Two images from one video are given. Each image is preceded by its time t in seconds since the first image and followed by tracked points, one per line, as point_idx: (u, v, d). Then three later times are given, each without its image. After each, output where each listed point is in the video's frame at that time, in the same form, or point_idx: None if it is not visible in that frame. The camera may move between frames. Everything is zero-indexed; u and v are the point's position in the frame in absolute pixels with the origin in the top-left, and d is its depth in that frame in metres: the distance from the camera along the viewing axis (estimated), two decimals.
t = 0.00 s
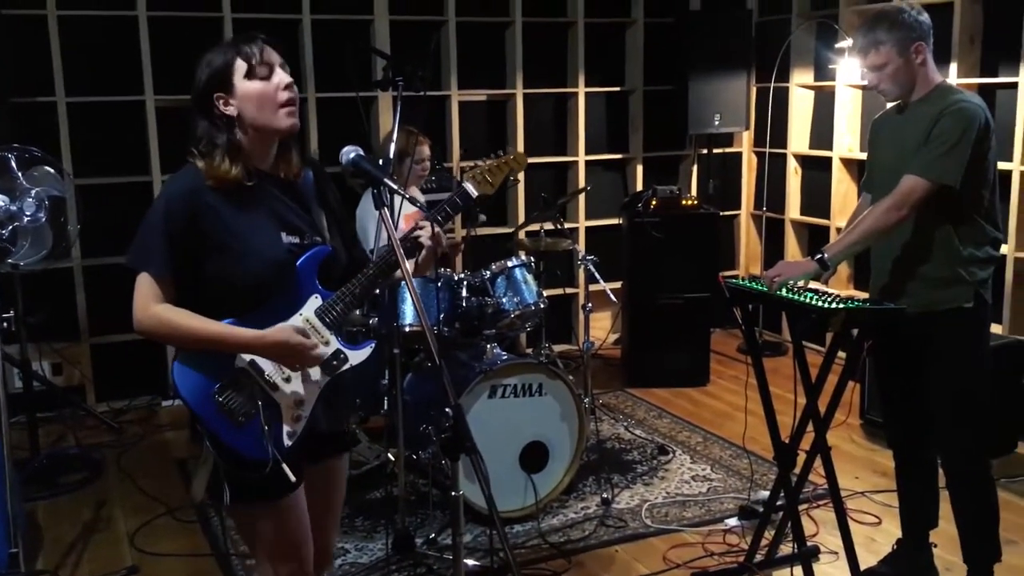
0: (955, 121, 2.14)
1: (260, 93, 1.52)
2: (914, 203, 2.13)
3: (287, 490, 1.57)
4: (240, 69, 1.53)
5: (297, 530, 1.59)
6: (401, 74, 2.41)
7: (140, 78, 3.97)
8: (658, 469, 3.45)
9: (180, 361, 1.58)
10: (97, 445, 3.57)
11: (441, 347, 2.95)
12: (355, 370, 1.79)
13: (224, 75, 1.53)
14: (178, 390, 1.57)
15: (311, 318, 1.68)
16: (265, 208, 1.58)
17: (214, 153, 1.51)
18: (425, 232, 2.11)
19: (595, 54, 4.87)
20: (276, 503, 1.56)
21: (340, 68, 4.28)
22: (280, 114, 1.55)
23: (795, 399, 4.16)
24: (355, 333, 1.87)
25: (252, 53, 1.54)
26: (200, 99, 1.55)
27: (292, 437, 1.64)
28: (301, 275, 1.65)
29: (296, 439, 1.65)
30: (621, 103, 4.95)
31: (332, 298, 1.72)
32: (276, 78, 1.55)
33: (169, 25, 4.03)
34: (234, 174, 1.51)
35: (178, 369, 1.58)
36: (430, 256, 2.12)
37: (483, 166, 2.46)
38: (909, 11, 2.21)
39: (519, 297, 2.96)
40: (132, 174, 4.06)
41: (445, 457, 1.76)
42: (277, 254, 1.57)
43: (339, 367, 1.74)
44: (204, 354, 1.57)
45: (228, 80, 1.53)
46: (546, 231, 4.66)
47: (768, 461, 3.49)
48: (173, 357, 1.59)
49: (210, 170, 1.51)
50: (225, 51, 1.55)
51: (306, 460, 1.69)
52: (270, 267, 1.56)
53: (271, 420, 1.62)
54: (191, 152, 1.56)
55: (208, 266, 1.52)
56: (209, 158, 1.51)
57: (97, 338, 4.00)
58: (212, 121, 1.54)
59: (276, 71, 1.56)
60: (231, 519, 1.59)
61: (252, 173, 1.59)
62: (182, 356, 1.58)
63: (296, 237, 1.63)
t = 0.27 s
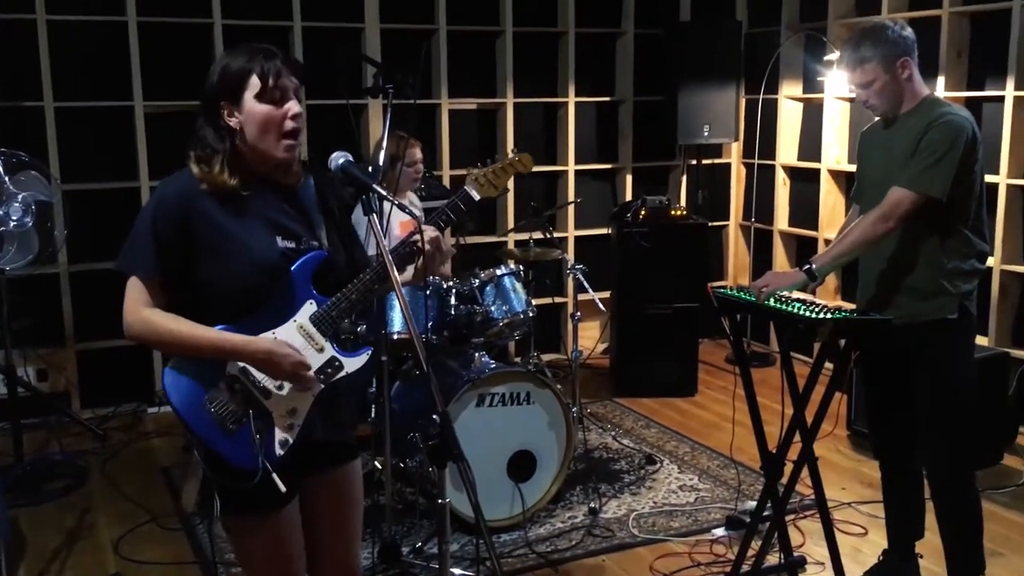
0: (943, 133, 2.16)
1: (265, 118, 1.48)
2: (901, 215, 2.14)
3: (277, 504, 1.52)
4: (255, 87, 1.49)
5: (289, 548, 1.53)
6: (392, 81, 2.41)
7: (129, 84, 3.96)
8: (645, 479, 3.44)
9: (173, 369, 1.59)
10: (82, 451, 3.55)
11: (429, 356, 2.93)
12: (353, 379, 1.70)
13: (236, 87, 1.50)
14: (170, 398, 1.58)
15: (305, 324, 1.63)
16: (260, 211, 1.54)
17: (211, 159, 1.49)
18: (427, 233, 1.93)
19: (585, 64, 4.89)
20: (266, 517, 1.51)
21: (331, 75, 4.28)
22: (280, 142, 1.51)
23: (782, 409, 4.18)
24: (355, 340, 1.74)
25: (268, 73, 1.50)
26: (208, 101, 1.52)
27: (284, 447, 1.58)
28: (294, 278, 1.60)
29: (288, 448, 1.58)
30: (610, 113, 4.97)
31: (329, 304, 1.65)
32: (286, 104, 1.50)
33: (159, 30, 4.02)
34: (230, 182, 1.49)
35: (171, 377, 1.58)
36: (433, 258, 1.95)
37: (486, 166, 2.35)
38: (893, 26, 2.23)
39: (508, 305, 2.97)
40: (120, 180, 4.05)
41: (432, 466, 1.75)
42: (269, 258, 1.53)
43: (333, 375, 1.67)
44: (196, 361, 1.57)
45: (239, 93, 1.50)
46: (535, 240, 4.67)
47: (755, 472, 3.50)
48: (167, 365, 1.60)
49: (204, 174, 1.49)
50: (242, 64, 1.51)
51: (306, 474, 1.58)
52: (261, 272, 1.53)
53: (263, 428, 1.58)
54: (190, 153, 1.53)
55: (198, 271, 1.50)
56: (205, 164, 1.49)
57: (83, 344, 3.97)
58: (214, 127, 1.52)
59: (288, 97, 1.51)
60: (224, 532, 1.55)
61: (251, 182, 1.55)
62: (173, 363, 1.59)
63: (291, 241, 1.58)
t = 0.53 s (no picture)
0: (931, 140, 2.17)
1: (270, 128, 1.48)
2: (890, 221, 2.15)
3: (274, 504, 1.51)
4: (260, 94, 1.47)
5: (282, 549, 1.52)
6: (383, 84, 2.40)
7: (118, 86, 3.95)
8: (634, 485, 3.44)
9: (170, 369, 1.57)
10: (68, 455, 3.52)
11: (420, 361, 2.92)
12: (352, 372, 1.70)
13: (240, 91, 1.48)
14: (167, 398, 1.56)
15: (303, 318, 1.62)
16: (257, 204, 1.54)
17: (209, 157, 1.49)
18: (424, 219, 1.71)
19: (577, 70, 4.90)
20: (261, 517, 1.50)
21: (322, 78, 4.28)
22: (287, 146, 1.52)
23: (771, 416, 4.18)
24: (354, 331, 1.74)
25: (273, 78, 1.48)
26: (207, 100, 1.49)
27: (284, 443, 1.57)
28: (292, 272, 1.59)
29: (288, 445, 1.57)
30: (602, 120, 4.98)
31: (327, 297, 1.64)
32: (291, 113, 1.49)
33: (150, 32, 4.01)
34: (229, 183, 1.49)
35: (168, 376, 1.57)
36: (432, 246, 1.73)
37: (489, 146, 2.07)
38: (882, 35, 2.24)
39: (497, 311, 2.96)
40: (109, 182, 4.02)
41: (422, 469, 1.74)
42: (266, 249, 1.52)
43: (332, 369, 1.67)
44: (192, 359, 1.56)
45: (243, 97, 1.47)
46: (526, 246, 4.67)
47: (744, 479, 3.50)
48: (164, 365, 1.58)
49: (200, 171, 1.49)
50: (248, 66, 1.48)
51: (302, 474, 1.57)
52: (257, 267, 1.52)
53: (262, 426, 1.57)
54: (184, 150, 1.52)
55: (194, 267, 1.48)
56: (202, 161, 1.49)
57: (69, 347, 3.95)
58: (213, 129, 1.50)
59: (293, 105, 1.49)
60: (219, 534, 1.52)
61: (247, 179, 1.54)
62: (170, 363, 1.57)
63: (289, 231, 1.57)
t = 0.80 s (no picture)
0: (924, 140, 2.17)
1: (266, 133, 1.46)
2: (881, 220, 2.15)
3: (267, 504, 1.50)
4: (258, 98, 1.45)
5: (273, 549, 1.52)
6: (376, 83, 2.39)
7: (110, 86, 3.93)
8: (627, 486, 3.44)
9: (164, 370, 1.57)
10: (58, 456, 3.51)
11: (412, 361, 2.92)
12: (346, 374, 1.67)
13: (238, 95, 1.45)
14: (161, 399, 1.56)
15: (296, 319, 1.61)
16: (250, 207, 1.52)
17: (202, 159, 1.48)
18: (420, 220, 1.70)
19: (570, 71, 4.90)
20: (253, 517, 1.49)
21: (314, 79, 4.27)
22: (282, 150, 1.50)
23: (764, 417, 4.19)
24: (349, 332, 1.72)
25: (272, 82, 1.46)
26: (201, 101, 1.48)
27: (277, 445, 1.54)
28: (285, 273, 1.58)
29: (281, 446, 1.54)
30: (595, 120, 4.97)
31: (320, 297, 1.63)
32: (288, 117, 1.47)
33: (142, 32, 3.99)
34: (224, 188, 1.48)
35: (161, 378, 1.57)
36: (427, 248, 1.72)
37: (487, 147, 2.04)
38: (878, 34, 2.24)
39: (490, 311, 2.97)
40: (100, 181, 4.01)
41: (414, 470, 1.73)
42: (257, 252, 1.50)
43: (326, 371, 1.64)
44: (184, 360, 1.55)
45: (240, 101, 1.45)
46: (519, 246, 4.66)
47: (737, 479, 3.50)
48: (158, 366, 1.58)
49: (192, 172, 1.47)
50: (247, 69, 1.46)
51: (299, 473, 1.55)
52: (249, 268, 1.51)
53: (255, 428, 1.56)
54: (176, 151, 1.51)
55: (184, 270, 1.48)
56: (195, 165, 1.48)
57: (61, 348, 3.93)
58: (209, 131, 1.48)
59: (291, 107, 1.47)
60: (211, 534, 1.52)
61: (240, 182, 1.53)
62: (164, 364, 1.57)
63: (282, 233, 1.55)
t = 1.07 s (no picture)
0: (920, 137, 2.18)
1: (269, 140, 1.45)
2: (876, 216, 2.16)
3: (261, 506, 1.50)
4: (263, 105, 1.44)
5: (270, 549, 1.52)
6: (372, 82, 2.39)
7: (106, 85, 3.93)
8: (624, 485, 3.44)
9: (157, 374, 1.56)
10: (55, 456, 3.50)
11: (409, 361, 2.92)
12: (341, 379, 1.68)
13: (243, 100, 1.44)
14: (154, 403, 1.56)
15: (291, 324, 1.61)
16: (246, 212, 1.52)
17: (202, 163, 1.47)
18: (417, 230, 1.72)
19: (567, 70, 4.90)
20: (250, 517, 1.49)
21: (311, 78, 4.26)
22: (282, 159, 1.49)
23: (761, 415, 4.19)
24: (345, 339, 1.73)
25: (277, 88, 1.46)
26: (203, 105, 1.46)
27: (270, 449, 1.55)
28: (281, 278, 1.58)
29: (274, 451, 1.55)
30: (592, 119, 4.98)
31: (316, 302, 1.64)
32: (291, 124, 1.47)
33: (138, 31, 3.99)
34: (224, 193, 1.47)
35: (154, 382, 1.56)
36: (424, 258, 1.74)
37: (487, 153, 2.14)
38: (877, 33, 2.24)
39: (487, 310, 2.94)
40: (96, 181, 4.00)
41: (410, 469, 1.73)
42: (252, 257, 1.51)
43: (320, 376, 1.64)
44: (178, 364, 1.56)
45: (244, 107, 1.44)
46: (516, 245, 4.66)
47: (734, 478, 3.50)
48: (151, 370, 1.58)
49: (190, 175, 1.47)
50: (252, 75, 1.45)
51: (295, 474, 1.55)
52: (244, 273, 1.51)
53: (248, 432, 1.57)
54: (174, 153, 1.50)
55: (180, 273, 1.48)
56: (194, 169, 1.47)
57: (58, 348, 3.93)
58: (210, 136, 1.47)
59: (294, 113, 1.48)
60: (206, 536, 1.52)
61: (238, 185, 1.52)
62: (157, 368, 1.57)
63: (278, 238, 1.56)
